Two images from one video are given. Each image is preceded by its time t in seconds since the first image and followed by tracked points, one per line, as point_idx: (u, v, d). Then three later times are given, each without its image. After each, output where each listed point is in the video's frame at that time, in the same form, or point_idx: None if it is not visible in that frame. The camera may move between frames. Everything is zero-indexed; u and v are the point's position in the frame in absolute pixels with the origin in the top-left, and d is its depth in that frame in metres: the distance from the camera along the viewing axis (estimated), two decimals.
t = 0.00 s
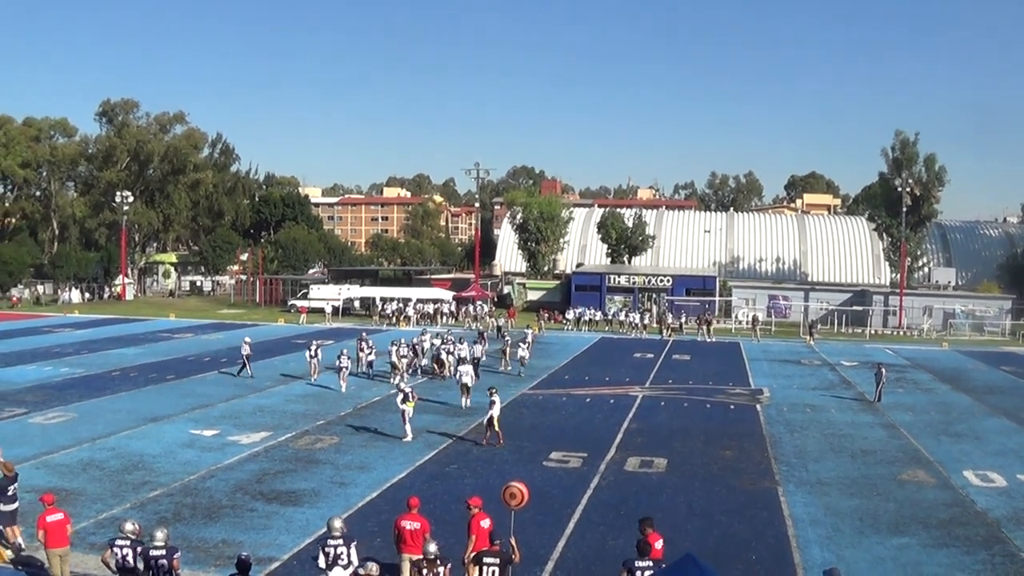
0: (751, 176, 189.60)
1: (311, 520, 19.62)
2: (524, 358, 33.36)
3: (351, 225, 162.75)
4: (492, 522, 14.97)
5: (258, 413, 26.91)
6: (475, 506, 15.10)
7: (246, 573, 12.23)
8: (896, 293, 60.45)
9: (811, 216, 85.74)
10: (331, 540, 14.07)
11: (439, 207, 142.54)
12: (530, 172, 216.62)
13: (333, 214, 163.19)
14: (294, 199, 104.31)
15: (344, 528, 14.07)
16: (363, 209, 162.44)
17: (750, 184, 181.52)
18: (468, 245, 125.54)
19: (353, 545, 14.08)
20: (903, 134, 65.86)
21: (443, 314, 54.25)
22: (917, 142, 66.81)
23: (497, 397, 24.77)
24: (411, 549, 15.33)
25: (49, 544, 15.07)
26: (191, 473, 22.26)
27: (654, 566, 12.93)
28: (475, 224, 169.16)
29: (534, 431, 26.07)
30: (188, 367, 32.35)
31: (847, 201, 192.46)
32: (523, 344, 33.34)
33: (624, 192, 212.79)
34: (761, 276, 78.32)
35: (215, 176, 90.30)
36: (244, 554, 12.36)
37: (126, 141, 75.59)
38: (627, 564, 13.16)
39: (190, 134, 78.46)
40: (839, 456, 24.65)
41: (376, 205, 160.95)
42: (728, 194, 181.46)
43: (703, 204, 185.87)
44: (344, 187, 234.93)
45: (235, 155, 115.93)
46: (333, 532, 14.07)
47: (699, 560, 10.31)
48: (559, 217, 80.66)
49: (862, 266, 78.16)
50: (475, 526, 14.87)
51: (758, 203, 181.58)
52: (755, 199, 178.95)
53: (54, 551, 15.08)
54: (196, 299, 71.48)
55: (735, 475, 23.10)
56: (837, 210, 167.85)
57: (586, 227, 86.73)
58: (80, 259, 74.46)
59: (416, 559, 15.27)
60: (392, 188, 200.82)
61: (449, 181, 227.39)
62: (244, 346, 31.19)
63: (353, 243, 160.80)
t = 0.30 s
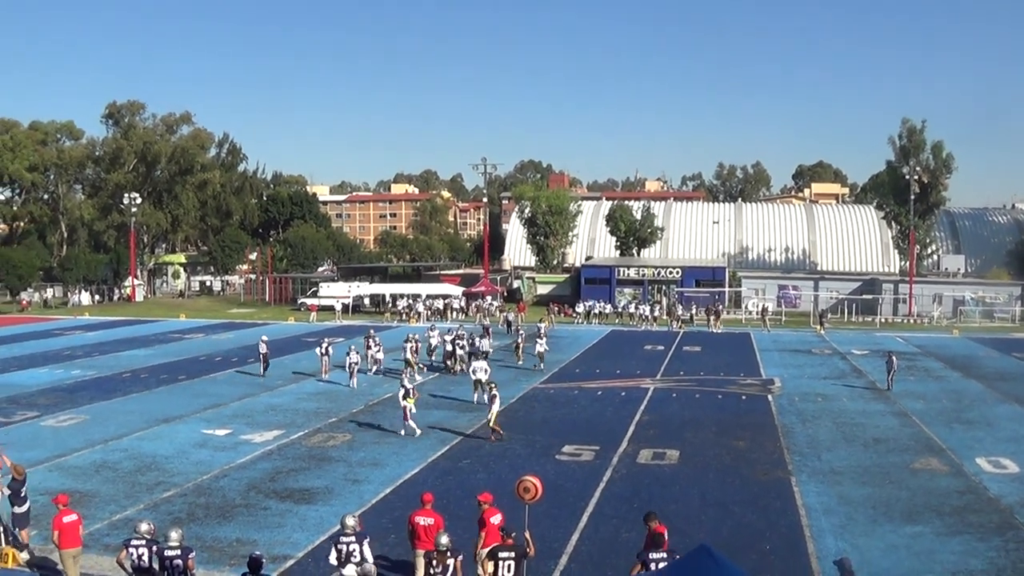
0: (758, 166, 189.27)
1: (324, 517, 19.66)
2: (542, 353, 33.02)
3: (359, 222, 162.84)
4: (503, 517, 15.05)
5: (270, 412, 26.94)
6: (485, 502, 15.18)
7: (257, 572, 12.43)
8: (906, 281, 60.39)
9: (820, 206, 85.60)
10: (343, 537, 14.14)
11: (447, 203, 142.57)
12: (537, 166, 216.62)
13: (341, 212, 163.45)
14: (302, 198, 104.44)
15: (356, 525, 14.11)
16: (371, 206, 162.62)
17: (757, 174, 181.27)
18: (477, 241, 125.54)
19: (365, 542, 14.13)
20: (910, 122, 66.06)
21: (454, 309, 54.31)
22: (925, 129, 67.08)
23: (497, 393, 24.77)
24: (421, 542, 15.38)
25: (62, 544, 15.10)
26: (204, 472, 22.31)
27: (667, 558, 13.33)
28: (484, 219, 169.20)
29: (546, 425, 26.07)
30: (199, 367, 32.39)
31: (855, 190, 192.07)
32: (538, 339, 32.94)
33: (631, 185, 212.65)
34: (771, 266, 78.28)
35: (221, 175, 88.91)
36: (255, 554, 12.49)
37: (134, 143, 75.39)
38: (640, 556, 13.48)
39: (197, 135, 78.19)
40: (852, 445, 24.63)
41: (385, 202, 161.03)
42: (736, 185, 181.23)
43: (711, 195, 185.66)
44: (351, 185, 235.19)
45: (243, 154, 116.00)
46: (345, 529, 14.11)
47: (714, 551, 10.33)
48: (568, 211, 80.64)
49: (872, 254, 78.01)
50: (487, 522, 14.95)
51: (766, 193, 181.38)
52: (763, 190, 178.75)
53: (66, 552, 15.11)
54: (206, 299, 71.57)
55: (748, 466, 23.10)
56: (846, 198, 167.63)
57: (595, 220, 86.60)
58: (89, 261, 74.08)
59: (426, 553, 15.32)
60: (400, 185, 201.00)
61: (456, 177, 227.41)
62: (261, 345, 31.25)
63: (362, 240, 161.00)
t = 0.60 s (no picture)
0: (768, 166, 188.98)
1: (333, 514, 19.67)
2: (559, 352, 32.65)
3: (369, 219, 162.87)
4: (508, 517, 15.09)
5: (279, 409, 26.95)
6: (491, 501, 15.16)
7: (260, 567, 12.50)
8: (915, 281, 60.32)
9: (830, 205, 85.40)
10: (350, 534, 14.16)
11: (457, 201, 142.58)
12: (547, 164, 216.54)
13: (351, 210, 163.58)
14: (312, 195, 104.41)
15: (363, 523, 14.13)
16: (381, 203, 162.69)
17: (767, 174, 181.05)
18: (487, 239, 125.46)
19: (372, 539, 14.13)
20: (919, 121, 66.00)
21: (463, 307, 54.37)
22: (934, 128, 66.94)
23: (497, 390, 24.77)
24: (431, 541, 15.38)
25: (68, 537, 15.11)
26: (213, 469, 22.34)
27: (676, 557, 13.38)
28: (493, 217, 169.11)
29: (555, 424, 26.07)
30: (207, 364, 32.41)
31: (865, 189, 191.73)
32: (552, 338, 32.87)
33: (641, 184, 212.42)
34: (780, 265, 78.20)
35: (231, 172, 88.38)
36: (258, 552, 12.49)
37: (144, 139, 75.56)
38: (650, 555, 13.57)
39: (206, 132, 78.28)
40: (860, 445, 24.60)
41: (394, 200, 161.02)
42: (746, 184, 181.00)
43: (720, 194, 185.37)
44: (360, 183, 235.47)
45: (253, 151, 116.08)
46: (353, 527, 14.13)
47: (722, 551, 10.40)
48: (577, 209, 80.58)
49: (881, 253, 77.91)
50: (491, 521, 15.00)
51: (776, 192, 181.08)
52: (773, 189, 178.54)
53: (72, 546, 15.11)
54: (216, 296, 71.64)
55: (756, 465, 23.09)
56: (856, 197, 167.22)
57: (605, 218, 86.53)
58: (98, 258, 73.93)
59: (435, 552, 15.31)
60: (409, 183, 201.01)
61: (465, 175, 227.37)
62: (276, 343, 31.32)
63: (371, 238, 161.09)
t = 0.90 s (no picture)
0: (775, 158, 188.77)
1: (344, 512, 19.69)
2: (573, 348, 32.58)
3: (376, 217, 163.04)
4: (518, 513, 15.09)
5: (288, 408, 26.97)
6: (500, 498, 15.18)
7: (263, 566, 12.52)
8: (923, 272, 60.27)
9: (837, 198, 85.28)
10: (362, 531, 14.18)
11: (464, 197, 142.59)
12: (554, 160, 216.69)
13: (358, 207, 163.69)
14: (318, 193, 104.44)
15: (375, 520, 14.11)
16: (388, 201, 162.85)
17: (774, 167, 180.91)
18: (494, 235, 125.47)
19: (383, 536, 14.15)
20: (925, 113, 65.84)
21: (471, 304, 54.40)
22: (940, 120, 66.78)
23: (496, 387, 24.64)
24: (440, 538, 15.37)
25: (76, 536, 15.14)
26: (223, 468, 22.36)
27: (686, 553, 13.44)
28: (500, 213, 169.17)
29: (564, 419, 26.08)
30: (216, 364, 32.43)
31: (872, 182, 191.64)
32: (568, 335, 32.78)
33: (647, 178, 212.39)
34: (788, 258, 78.15)
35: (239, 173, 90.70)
36: (261, 549, 12.54)
37: (150, 139, 75.65)
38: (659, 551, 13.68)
39: (212, 131, 78.37)
40: (870, 437, 24.58)
41: (401, 197, 161.09)
42: (752, 177, 180.99)
43: (727, 187, 185.18)
44: (368, 180, 235.89)
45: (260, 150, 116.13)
46: (363, 524, 14.13)
47: (734, 547, 10.60)
48: (584, 204, 80.53)
49: (888, 246, 77.87)
50: (500, 518, 15.01)
51: (782, 186, 181.07)
52: (779, 182, 178.43)
53: (79, 545, 15.14)
54: (224, 296, 71.77)
55: (766, 458, 23.07)
56: (862, 190, 167.14)
57: (612, 213, 86.63)
58: (106, 259, 73.21)
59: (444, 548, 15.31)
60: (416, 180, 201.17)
61: (471, 171, 227.41)
62: (290, 341, 31.32)
63: (379, 236, 161.29)
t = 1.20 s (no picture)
0: (783, 146, 188.47)
1: (355, 504, 19.71)
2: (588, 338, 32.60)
3: (385, 209, 163.32)
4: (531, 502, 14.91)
5: (300, 400, 27.01)
6: (513, 488, 15.03)
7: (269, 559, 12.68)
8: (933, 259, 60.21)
9: (846, 185, 85.16)
10: (374, 522, 14.22)
11: (473, 187, 142.61)
12: (563, 150, 216.59)
13: (367, 199, 163.88)
14: (327, 184, 104.05)
15: (387, 510, 14.10)
16: (396, 192, 163.00)
17: (782, 154, 180.69)
18: (503, 225, 125.53)
19: (395, 527, 14.18)
20: (933, 100, 65.57)
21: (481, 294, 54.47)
22: (949, 107, 66.56)
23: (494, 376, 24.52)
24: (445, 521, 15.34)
25: (83, 533, 15.11)
26: (235, 461, 22.39)
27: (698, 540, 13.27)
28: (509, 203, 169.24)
29: (575, 408, 26.10)
30: (227, 357, 32.49)
31: (880, 169, 191.43)
32: (580, 325, 32.73)
33: (656, 168, 212.23)
34: (797, 246, 78.10)
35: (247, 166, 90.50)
36: (266, 542, 12.72)
37: (157, 134, 75.78)
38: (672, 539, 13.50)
39: (220, 125, 78.63)
40: (881, 425, 24.55)
41: (410, 188, 161.26)
42: (761, 165, 180.78)
43: (736, 175, 184.94)
44: (376, 171, 236.02)
45: (268, 145, 116.26)
46: (376, 515, 14.15)
47: (745, 535, 10.19)
48: (593, 193, 80.49)
49: (898, 232, 77.75)
50: (513, 508, 14.89)
51: (791, 173, 180.87)
52: (788, 169, 178.20)
53: (87, 541, 15.09)
54: (234, 289, 71.91)
55: (778, 446, 23.06)
56: (871, 177, 167.02)
57: (621, 202, 86.63)
58: (116, 254, 73.96)
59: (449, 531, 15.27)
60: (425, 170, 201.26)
61: (479, 162, 227.49)
62: (306, 333, 31.41)
63: (388, 227, 161.53)
